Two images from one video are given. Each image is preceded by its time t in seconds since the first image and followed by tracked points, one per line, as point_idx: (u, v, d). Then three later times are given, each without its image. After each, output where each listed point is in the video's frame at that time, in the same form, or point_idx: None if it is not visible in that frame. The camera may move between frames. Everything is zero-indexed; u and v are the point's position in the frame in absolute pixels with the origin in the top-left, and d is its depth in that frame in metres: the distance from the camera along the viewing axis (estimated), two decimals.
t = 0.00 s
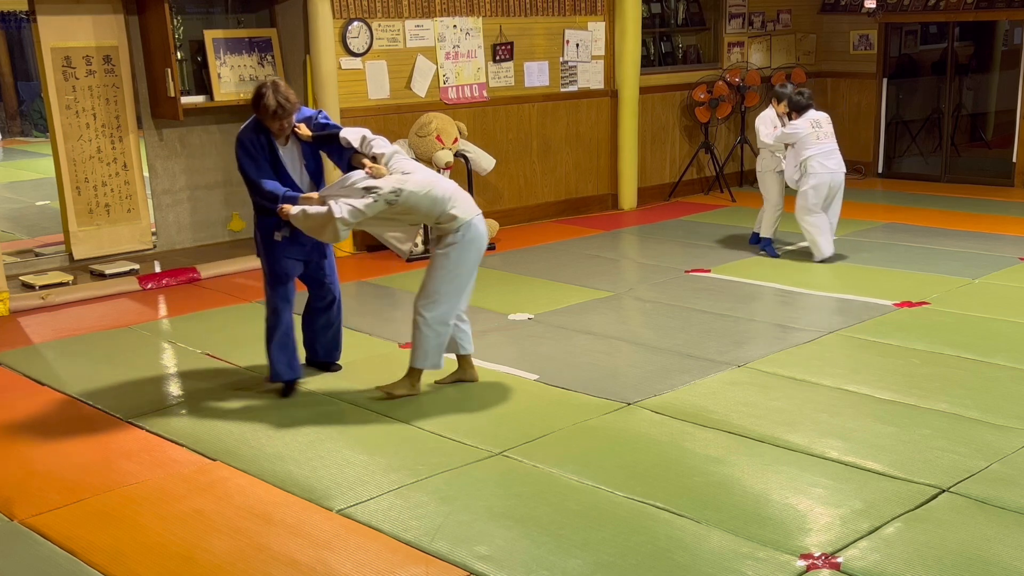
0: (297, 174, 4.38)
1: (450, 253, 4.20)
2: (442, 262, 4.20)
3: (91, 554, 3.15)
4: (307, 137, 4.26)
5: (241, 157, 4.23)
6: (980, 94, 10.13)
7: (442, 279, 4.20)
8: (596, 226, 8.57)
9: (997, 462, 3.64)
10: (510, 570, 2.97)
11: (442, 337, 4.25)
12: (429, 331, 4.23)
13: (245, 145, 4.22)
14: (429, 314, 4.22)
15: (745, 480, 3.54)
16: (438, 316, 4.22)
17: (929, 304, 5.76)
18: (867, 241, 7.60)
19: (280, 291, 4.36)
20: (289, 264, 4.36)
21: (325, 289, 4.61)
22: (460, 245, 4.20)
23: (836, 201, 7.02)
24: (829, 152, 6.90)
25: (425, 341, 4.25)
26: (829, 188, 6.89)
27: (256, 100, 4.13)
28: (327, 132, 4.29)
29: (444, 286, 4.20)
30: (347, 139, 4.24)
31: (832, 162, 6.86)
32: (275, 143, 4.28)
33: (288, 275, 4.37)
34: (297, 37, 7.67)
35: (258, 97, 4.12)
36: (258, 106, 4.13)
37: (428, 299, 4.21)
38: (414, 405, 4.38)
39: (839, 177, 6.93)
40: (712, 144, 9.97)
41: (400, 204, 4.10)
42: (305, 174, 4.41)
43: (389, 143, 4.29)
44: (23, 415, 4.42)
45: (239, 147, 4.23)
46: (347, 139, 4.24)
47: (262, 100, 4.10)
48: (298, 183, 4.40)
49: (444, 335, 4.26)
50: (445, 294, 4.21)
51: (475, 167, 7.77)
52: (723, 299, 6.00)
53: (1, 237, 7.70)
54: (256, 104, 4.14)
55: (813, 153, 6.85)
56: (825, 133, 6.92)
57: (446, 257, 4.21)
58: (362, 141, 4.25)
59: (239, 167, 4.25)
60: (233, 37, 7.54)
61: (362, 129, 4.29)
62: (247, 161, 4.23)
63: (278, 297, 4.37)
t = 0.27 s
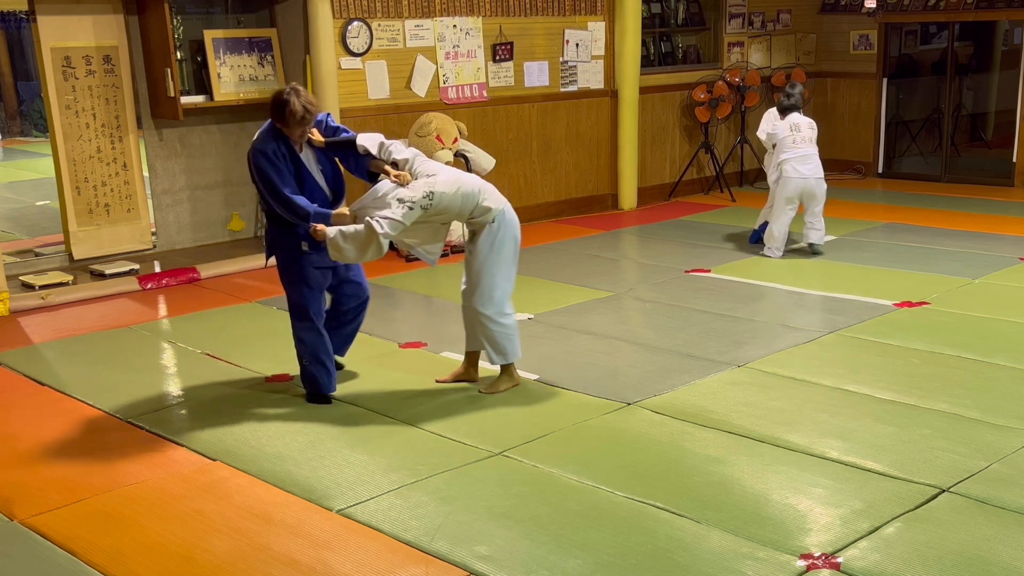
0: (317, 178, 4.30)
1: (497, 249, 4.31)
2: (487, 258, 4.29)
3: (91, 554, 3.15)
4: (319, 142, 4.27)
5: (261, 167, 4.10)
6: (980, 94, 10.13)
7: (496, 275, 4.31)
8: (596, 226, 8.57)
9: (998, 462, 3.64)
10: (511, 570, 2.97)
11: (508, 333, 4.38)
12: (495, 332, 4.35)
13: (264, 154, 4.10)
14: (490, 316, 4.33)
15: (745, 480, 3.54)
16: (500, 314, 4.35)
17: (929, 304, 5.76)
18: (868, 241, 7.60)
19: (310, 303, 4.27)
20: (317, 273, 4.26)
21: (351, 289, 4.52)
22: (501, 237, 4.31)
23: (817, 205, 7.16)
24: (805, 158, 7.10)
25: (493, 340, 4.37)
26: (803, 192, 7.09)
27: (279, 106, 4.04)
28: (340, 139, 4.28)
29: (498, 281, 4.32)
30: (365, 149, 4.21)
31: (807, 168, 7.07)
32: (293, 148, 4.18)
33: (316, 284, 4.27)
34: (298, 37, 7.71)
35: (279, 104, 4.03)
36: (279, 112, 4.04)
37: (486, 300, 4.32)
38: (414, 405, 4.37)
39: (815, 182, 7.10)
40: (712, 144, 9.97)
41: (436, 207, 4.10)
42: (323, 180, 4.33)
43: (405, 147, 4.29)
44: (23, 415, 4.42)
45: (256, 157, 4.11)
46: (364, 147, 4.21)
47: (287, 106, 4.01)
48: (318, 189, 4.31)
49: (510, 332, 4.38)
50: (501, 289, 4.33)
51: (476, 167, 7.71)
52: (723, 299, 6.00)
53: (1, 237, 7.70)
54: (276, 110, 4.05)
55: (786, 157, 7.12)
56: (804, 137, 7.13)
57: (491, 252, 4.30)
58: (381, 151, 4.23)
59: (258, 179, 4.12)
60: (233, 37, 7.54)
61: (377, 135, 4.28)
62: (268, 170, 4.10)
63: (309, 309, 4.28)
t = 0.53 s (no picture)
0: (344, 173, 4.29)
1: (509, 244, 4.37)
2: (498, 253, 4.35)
3: (91, 554, 3.15)
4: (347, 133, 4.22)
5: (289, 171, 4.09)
6: (980, 94, 10.13)
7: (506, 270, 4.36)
8: (596, 226, 8.57)
9: (998, 462, 3.64)
10: (510, 570, 2.97)
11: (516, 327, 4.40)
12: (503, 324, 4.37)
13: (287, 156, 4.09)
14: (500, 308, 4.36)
15: (745, 480, 3.53)
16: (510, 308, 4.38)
17: (929, 304, 5.76)
18: (867, 241, 7.60)
19: (323, 303, 4.30)
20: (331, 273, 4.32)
21: (370, 289, 4.53)
22: (514, 234, 4.38)
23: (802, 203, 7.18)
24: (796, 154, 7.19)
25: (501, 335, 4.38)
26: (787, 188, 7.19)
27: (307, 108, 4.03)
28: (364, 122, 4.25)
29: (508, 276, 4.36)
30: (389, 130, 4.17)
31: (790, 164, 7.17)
32: (316, 150, 4.18)
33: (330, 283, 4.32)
34: (297, 37, 7.67)
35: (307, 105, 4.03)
36: (309, 115, 4.03)
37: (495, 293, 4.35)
38: (415, 405, 4.37)
39: (801, 179, 7.15)
40: (712, 144, 9.96)
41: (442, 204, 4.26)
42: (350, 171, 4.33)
43: (428, 130, 4.26)
44: (23, 415, 4.41)
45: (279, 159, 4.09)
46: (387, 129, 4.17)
47: (317, 109, 4.01)
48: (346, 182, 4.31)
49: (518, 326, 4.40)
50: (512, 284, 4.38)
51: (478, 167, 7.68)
52: (723, 299, 6.00)
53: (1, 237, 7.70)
54: (303, 112, 4.04)
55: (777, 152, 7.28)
56: (799, 134, 7.21)
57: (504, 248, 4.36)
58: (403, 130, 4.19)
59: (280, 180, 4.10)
60: (233, 37, 7.54)
61: (401, 116, 4.23)
62: (292, 172, 4.09)
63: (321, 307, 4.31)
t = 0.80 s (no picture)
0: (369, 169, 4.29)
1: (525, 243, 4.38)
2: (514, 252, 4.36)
3: (91, 554, 3.15)
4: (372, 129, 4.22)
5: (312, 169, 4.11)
6: (980, 94, 10.14)
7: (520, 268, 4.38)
8: (596, 226, 8.57)
9: (997, 462, 3.64)
10: (510, 570, 2.97)
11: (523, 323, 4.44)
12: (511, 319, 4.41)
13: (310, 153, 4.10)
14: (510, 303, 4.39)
15: (745, 480, 3.54)
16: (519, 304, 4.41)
17: (929, 304, 5.76)
18: (867, 241, 7.60)
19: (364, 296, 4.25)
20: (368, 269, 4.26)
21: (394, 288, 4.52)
22: (533, 232, 4.40)
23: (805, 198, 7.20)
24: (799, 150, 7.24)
25: (510, 330, 4.43)
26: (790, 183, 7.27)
27: (332, 107, 4.03)
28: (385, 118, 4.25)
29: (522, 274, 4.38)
30: (408, 130, 4.23)
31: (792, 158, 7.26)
32: (339, 147, 4.20)
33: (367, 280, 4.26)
34: (297, 37, 7.66)
35: (333, 105, 4.02)
36: (334, 114, 4.02)
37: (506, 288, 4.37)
38: (415, 405, 4.37)
39: (801, 175, 7.20)
40: (712, 144, 9.96)
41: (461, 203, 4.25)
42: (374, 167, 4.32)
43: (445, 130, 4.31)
44: (23, 415, 4.42)
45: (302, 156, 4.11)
46: (408, 128, 4.21)
47: (343, 108, 4.00)
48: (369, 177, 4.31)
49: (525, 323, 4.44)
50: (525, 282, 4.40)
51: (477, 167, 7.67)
52: (723, 299, 6.00)
53: (1, 237, 7.70)
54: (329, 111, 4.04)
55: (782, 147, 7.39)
56: (802, 130, 7.28)
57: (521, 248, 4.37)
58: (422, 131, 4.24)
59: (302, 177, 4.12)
60: (233, 36, 7.54)
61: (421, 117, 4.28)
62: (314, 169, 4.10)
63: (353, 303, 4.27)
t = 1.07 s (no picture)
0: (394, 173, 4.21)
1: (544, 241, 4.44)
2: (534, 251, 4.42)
3: (91, 554, 3.15)
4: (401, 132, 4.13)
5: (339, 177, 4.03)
6: (980, 94, 10.14)
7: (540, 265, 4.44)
8: (597, 226, 8.57)
9: (997, 462, 3.64)
10: (511, 570, 2.97)
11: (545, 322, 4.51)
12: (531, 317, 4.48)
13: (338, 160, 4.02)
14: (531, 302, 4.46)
15: (745, 480, 3.54)
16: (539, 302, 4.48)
17: (929, 304, 5.76)
18: (867, 241, 7.60)
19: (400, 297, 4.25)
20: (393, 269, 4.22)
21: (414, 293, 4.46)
22: (552, 231, 4.45)
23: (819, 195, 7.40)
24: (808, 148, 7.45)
25: (529, 328, 4.50)
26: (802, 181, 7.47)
27: (364, 114, 3.95)
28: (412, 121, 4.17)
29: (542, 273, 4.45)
30: (428, 126, 4.21)
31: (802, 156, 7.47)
32: (365, 154, 4.11)
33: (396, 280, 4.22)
34: (297, 37, 7.66)
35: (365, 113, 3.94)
36: (367, 122, 3.95)
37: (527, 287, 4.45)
38: (415, 404, 4.38)
39: (812, 172, 7.40)
40: (712, 144, 9.96)
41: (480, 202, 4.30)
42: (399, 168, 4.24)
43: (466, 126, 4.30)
44: (24, 415, 4.42)
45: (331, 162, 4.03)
46: (429, 125, 4.19)
47: (377, 117, 3.93)
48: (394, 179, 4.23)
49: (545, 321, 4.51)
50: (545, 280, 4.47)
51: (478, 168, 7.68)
52: (723, 299, 6.00)
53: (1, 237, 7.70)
54: (360, 118, 3.96)
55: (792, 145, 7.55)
56: (811, 129, 7.46)
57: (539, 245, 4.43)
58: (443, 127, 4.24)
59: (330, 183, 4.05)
60: (233, 37, 7.54)
61: (441, 113, 4.26)
62: (342, 176, 4.04)
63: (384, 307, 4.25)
